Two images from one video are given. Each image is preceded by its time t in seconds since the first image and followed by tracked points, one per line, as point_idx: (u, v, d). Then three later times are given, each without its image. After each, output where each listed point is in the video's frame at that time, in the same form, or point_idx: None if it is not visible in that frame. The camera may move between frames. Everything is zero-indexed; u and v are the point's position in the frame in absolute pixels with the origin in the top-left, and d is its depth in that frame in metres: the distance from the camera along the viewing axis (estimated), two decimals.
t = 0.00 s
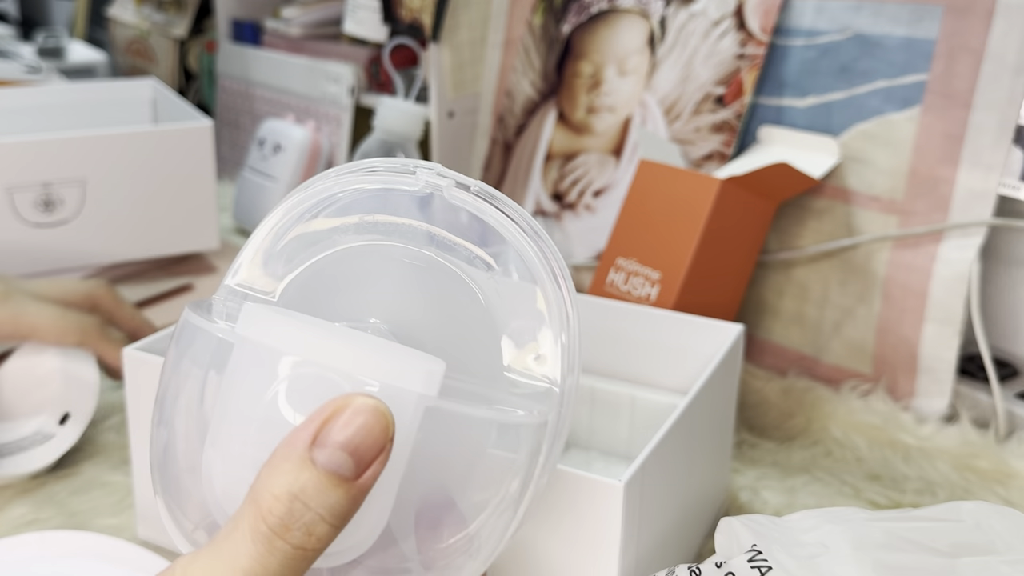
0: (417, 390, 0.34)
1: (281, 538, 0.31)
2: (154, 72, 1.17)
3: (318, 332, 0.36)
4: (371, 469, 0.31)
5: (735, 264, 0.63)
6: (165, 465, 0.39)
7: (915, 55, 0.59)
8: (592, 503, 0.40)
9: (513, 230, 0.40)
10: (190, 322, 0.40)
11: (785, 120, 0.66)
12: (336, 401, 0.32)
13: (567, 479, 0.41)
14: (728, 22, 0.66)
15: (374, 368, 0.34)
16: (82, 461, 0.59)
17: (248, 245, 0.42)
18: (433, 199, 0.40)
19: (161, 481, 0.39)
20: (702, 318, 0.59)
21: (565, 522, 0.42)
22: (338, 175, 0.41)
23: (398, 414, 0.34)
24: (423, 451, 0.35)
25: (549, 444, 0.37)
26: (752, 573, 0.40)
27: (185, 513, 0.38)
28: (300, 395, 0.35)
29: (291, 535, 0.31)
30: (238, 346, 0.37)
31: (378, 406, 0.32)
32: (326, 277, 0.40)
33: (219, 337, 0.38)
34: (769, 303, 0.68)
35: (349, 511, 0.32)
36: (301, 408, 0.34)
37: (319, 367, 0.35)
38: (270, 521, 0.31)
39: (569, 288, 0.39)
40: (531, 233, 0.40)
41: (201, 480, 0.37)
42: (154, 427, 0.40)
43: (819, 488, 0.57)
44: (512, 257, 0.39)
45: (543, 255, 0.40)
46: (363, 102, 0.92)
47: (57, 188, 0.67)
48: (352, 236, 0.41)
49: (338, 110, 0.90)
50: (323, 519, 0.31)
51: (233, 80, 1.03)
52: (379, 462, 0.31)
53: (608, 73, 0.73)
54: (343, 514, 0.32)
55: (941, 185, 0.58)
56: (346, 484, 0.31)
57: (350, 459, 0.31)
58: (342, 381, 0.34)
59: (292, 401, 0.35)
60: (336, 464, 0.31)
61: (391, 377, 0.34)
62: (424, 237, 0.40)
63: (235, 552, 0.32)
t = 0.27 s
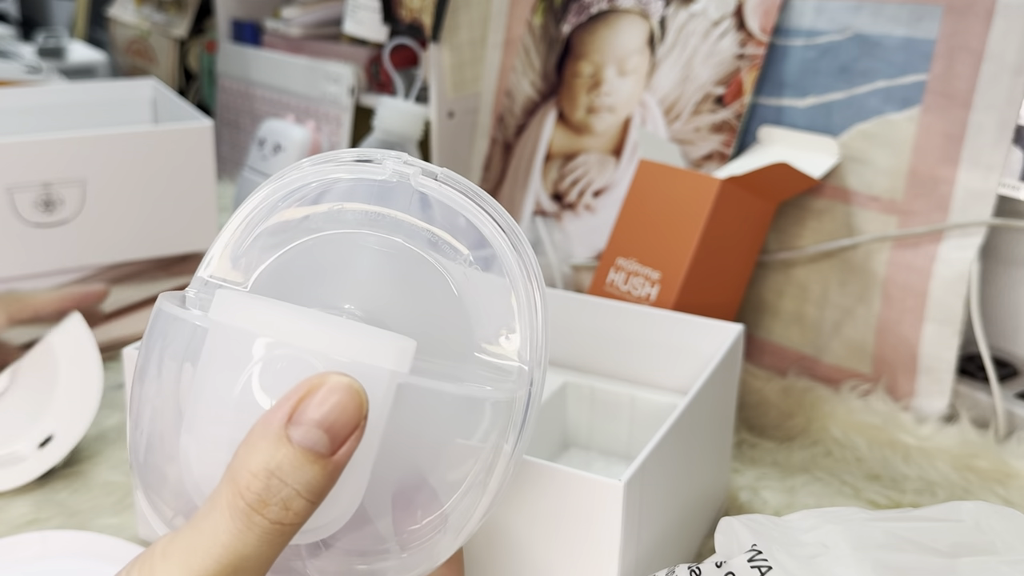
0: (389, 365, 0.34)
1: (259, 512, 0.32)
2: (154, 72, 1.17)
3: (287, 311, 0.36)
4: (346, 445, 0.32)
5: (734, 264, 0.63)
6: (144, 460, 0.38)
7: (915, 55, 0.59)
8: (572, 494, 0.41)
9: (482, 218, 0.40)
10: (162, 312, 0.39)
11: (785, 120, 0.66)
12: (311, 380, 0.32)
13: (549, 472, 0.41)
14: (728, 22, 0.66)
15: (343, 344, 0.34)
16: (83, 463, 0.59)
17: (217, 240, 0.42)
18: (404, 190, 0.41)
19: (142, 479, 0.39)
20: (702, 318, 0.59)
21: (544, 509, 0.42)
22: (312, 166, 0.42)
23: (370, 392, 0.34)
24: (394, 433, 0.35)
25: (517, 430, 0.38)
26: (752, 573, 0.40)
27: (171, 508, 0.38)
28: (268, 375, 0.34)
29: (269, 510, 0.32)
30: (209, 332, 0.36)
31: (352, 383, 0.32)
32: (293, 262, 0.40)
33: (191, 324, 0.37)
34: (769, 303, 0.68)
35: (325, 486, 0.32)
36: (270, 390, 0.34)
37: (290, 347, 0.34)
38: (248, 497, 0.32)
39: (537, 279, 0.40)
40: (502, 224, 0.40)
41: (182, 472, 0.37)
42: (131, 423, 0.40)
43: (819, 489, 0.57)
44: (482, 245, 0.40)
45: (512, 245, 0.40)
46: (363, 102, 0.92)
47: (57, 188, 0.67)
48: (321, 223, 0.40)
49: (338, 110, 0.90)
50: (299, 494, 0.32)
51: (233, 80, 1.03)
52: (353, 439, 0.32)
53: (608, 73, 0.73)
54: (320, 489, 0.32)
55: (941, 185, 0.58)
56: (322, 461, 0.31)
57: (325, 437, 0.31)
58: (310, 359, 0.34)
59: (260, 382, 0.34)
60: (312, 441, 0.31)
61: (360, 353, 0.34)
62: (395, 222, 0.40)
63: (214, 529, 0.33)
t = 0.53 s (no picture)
0: (382, 362, 0.35)
1: (257, 501, 0.32)
2: (154, 72, 1.17)
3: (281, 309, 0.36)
4: (341, 436, 0.32)
5: (734, 264, 0.63)
6: (141, 460, 0.38)
7: (915, 55, 0.59)
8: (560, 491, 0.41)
9: (471, 229, 0.40)
10: (161, 312, 0.39)
11: (785, 121, 0.66)
12: (306, 374, 0.32)
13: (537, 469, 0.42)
14: (728, 22, 0.66)
15: (336, 341, 0.34)
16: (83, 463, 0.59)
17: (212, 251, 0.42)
18: (395, 202, 0.41)
19: (139, 477, 0.39)
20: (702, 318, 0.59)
21: (533, 507, 0.42)
22: (306, 178, 0.42)
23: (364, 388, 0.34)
24: (384, 435, 0.36)
25: (502, 432, 0.38)
26: (752, 573, 0.40)
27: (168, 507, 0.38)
28: (264, 372, 0.34)
29: (266, 499, 0.32)
30: (207, 332, 0.36)
31: (347, 377, 0.32)
32: (282, 270, 0.39)
33: (190, 324, 0.38)
34: (769, 302, 0.68)
35: (321, 476, 0.32)
36: (265, 387, 0.34)
37: (286, 345, 0.35)
38: (246, 486, 0.32)
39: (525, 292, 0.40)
40: (490, 235, 0.40)
41: (179, 471, 0.37)
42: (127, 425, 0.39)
43: (819, 488, 0.57)
44: (470, 254, 0.40)
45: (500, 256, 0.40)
46: (363, 102, 0.92)
47: (57, 188, 0.67)
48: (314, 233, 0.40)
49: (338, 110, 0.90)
50: (296, 483, 0.32)
51: (233, 81, 1.03)
52: (349, 430, 0.32)
53: (608, 73, 0.73)
54: (315, 480, 0.32)
55: (941, 185, 0.58)
56: (317, 452, 0.31)
57: (321, 429, 0.31)
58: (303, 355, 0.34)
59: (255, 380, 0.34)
60: (308, 433, 0.31)
61: (352, 349, 0.34)
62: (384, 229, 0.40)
63: (212, 519, 0.33)
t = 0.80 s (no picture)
0: (370, 347, 0.35)
1: (248, 482, 0.32)
2: (154, 72, 1.17)
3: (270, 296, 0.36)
4: (331, 420, 0.32)
5: (734, 263, 0.63)
6: (137, 452, 0.38)
7: (915, 55, 0.59)
8: (555, 488, 0.41)
9: (457, 224, 0.40)
10: (151, 305, 0.39)
11: (785, 121, 0.66)
12: (297, 359, 0.32)
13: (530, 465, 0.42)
14: (728, 22, 0.66)
15: (324, 326, 0.35)
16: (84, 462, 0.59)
17: (205, 248, 0.42)
18: (383, 197, 0.41)
19: (135, 469, 0.39)
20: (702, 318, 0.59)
21: (525, 502, 0.43)
22: (296, 175, 0.42)
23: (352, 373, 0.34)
24: (371, 423, 0.36)
25: (488, 423, 0.38)
26: (752, 573, 0.40)
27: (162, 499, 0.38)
28: (253, 360, 0.35)
29: (258, 480, 0.32)
30: (197, 321, 0.36)
31: (335, 363, 0.32)
32: (269, 262, 0.39)
33: (181, 315, 0.38)
34: (769, 302, 0.68)
35: (311, 459, 0.33)
36: (254, 374, 0.34)
37: (275, 331, 0.35)
38: (237, 467, 0.32)
39: (511, 287, 0.40)
40: (477, 231, 0.40)
41: (173, 461, 0.37)
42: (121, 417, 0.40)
43: (818, 488, 0.57)
44: (456, 249, 0.40)
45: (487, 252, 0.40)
46: (363, 102, 0.92)
47: (57, 188, 0.67)
48: (305, 229, 0.40)
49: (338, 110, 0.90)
50: (287, 465, 0.32)
51: (233, 81, 1.03)
52: (338, 414, 0.32)
53: (608, 73, 0.73)
54: (305, 462, 0.32)
55: (941, 186, 0.59)
56: (307, 435, 0.32)
57: (311, 413, 0.31)
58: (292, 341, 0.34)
59: (245, 367, 0.35)
60: (298, 417, 0.31)
61: (340, 335, 0.35)
62: (370, 222, 0.40)
63: (204, 501, 0.33)
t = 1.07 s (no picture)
0: (361, 355, 0.35)
1: (239, 487, 0.32)
2: (154, 73, 1.17)
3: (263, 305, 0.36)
4: (322, 425, 0.32)
5: (734, 263, 0.63)
6: (129, 454, 0.39)
7: (914, 55, 0.59)
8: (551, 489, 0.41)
9: (449, 235, 0.40)
10: (145, 312, 0.40)
11: (784, 121, 0.66)
12: (290, 366, 0.33)
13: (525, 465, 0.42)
14: (727, 22, 0.67)
15: (316, 334, 0.35)
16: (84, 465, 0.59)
17: (200, 257, 0.42)
18: (376, 208, 0.41)
19: (126, 472, 0.39)
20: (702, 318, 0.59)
21: (524, 503, 0.43)
22: (291, 186, 0.42)
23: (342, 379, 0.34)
24: (361, 432, 0.36)
25: (478, 430, 0.38)
26: (752, 573, 0.40)
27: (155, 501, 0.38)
28: (245, 366, 0.35)
29: (250, 485, 0.32)
30: (191, 328, 0.37)
31: (327, 369, 0.33)
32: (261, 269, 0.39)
33: (174, 321, 0.38)
34: (768, 302, 0.68)
35: (303, 465, 0.32)
36: (246, 382, 0.35)
37: (267, 340, 0.35)
38: (230, 472, 0.32)
39: (501, 298, 0.40)
40: (468, 242, 0.41)
41: (166, 465, 0.37)
42: (115, 419, 0.40)
43: (818, 488, 0.57)
44: (447, 259, 0.40)
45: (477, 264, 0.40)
46: (364, 102, 0.92)
47: (57, 188, 0.67)
48: (296, 239, 0.40)
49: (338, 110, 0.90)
50: (278, 470, 0.32)
51: (233, 81, 1.03)
52: (329, 420, 0.32)
53: (608, 73, 0.73)
54: (297, 468, 0.32)
55: (940, 186, 0.59)
56: (299, 440, 0.32)
57: (303, 417, 0.32)
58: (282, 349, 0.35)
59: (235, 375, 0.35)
60: (290, 421, 0.31)
61: (331, 343, 0.35)
62: (362, 231, 0.40)
63: (196, 505, 0.33)
